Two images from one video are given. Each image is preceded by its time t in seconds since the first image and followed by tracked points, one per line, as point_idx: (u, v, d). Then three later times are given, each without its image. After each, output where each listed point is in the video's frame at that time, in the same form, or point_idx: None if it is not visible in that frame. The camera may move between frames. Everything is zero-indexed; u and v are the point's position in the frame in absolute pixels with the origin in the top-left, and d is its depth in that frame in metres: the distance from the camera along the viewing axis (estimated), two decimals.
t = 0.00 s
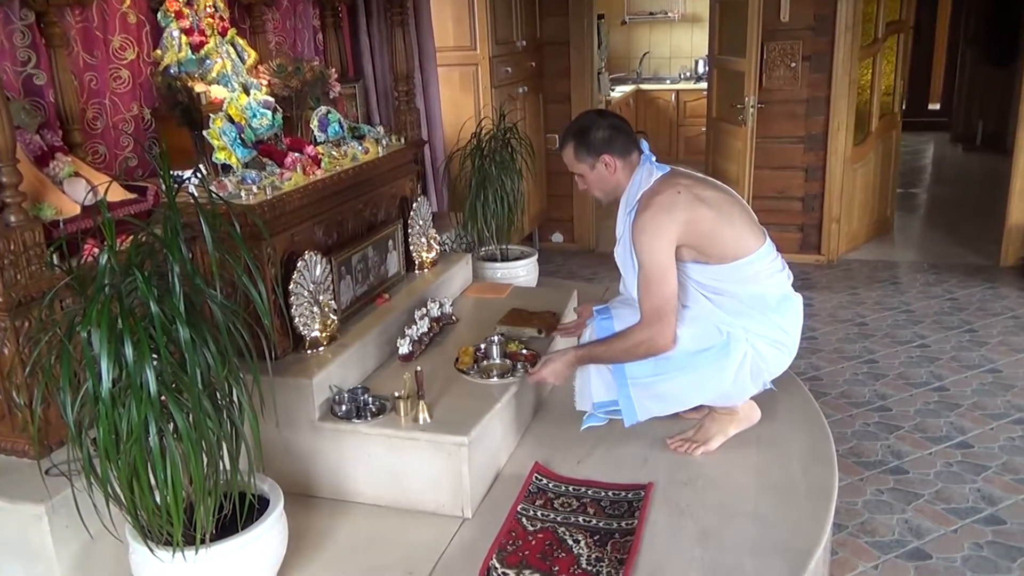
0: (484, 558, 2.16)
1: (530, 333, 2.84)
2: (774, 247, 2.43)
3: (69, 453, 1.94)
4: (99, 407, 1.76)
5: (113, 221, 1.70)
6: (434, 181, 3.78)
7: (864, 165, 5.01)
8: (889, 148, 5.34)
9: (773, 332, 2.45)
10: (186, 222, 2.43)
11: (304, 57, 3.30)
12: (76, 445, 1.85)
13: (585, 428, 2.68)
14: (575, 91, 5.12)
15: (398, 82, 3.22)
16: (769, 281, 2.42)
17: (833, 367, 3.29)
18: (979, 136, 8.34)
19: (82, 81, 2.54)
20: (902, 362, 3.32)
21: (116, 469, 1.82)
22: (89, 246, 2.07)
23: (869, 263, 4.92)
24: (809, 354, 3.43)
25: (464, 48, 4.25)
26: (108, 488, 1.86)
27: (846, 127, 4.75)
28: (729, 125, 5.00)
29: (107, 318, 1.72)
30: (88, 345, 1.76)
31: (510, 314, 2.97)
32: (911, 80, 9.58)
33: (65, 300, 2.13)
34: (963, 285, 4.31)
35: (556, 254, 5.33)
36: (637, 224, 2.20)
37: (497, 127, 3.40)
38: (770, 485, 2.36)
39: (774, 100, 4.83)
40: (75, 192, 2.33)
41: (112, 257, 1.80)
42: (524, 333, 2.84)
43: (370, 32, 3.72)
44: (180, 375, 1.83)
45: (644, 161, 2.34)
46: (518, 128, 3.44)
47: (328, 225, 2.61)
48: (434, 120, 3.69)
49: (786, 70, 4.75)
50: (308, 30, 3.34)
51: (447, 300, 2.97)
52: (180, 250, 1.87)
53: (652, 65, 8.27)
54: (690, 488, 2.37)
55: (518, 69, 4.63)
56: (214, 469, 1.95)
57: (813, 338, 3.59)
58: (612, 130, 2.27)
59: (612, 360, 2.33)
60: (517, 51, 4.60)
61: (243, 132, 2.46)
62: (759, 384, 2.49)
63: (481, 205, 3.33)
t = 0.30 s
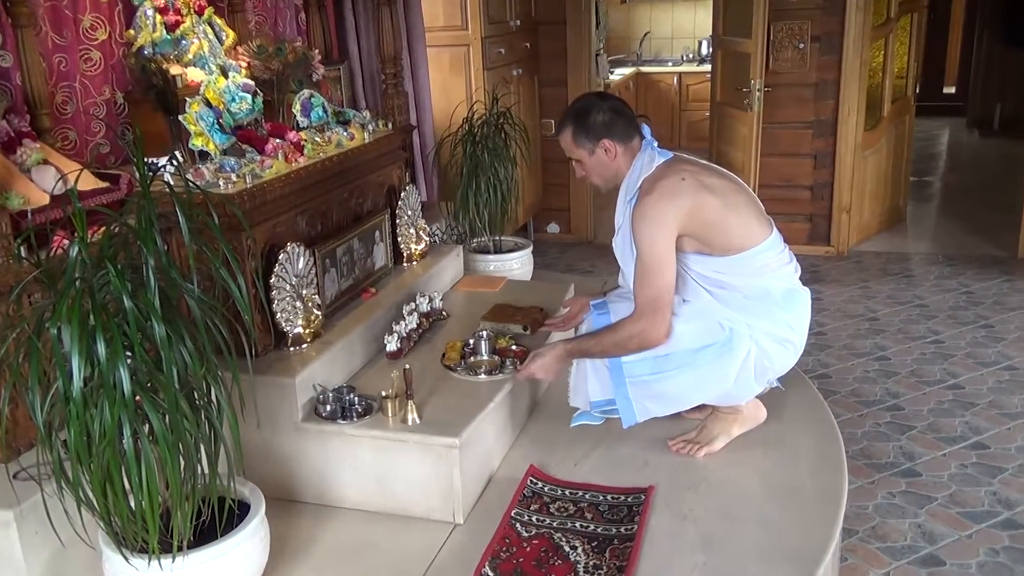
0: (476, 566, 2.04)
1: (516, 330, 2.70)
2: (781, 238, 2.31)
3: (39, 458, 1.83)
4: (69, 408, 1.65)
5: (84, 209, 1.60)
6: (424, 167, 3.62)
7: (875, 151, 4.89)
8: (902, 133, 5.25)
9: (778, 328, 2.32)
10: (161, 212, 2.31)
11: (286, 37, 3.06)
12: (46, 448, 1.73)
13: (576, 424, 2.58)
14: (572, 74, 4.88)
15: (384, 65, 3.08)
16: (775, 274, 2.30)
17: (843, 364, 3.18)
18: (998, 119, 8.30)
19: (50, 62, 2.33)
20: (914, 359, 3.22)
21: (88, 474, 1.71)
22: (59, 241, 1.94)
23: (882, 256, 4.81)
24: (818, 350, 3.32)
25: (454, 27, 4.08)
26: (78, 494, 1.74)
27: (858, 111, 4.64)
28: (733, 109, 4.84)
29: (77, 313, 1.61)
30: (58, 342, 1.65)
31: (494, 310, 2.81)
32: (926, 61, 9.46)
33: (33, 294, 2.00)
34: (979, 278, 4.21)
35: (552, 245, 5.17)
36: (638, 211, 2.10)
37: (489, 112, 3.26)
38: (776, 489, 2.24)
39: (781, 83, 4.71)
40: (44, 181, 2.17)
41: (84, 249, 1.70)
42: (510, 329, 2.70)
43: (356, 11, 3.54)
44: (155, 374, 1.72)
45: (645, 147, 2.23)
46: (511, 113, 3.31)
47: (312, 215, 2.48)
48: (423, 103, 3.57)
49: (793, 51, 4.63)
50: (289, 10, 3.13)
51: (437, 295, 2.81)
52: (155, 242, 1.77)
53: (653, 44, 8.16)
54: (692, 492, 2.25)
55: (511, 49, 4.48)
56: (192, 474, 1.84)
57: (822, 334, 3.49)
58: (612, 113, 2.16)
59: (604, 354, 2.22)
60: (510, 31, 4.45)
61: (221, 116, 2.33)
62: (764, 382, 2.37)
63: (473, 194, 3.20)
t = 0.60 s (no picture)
0: None
1: (507, 329, 2.57)
2: (790, 233, 2.22)
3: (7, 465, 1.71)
4: (39, 412, 1.54)
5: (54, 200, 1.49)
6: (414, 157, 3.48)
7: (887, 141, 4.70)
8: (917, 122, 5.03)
9: (787, 326, 2.22)
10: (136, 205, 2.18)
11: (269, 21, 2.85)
12: (13, 455, 1.62)
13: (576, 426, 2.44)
14: (569, 60, 4.62)
15: (371, 49, 2.92)
16: (783, 270, 2.20)
17: (854, 365, 3.07)
18: (1016, 110, 8.17)
19: (19, 47, 2.19)
20: (929, 359, 3.11)
21: (59, 482, 1.59)
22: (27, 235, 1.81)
23: (894, 250, 4.61)
24: (828, 350, 3.21)
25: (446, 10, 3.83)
26: (49, 503, 1.63)
27: (868, 101, 4.45)
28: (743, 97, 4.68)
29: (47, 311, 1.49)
30: (27, 343, 1.54)
31: (485, 307, 2.69)
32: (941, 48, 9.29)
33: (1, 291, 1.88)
34: (997, 275, 4.09)
35: (549, 240, 4.90)
36: (641, 199, 2.01)
37: (483, 99, 3.13)
38: (784, 495, 2.13)
39: (789, 69, 4.53)
40: (12, 173, 2.05)
41: (54, 244, 1.59)
42: (499, 327, 2.57)
43: None
44: (130, 376, 1.61)
45: (649, 133, 2.14)
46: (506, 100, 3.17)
47: (296, 208, 2.35)
48: (412, 89, 3.43)
49: (802, 35, 4.44)
50: None
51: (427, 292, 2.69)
52: (130, 237, 1.65)
53: (655, 29, 8.03)
54: (695, 499, 2.14)
55: (504, 32, 4.20)
56: (170, 481, 1.73)
57: (832, 333, 3.37)
58: (616, 97, 2.07)
59: (595, 349, 2.11)
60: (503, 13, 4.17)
61: (199, 104, 2.21)
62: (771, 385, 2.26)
63: (465, 186, 3.07)
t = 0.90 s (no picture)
0: None
1: (500, 333, 2.46)
2: (801, 233, 2.11)
3: None
4: (8, 422, 1.43)
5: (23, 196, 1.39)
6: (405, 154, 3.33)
7: (903, 136, 4.49)
8: (931, 117, 4.78)
9: (798, 332, 2.11)
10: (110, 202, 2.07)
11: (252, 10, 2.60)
12: None
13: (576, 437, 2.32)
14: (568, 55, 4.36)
15: (359, 39, 2.82)
16: (794, 272, 2.10)
17: (866, 372, 2.97)
18: None
19: None
20: (946, 366, 3.01)
21: (29, 496, 1.48)
22: None
23: (910, 251, 4.45)
24: (839, 356, 3.11)
25: None
26: (18, 518, 1.52)
27: (883, 92, 4.25)
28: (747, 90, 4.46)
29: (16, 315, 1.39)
30: None
31: (476, 310, 2.57)
32: (959, 40, 9.10)
33: None
34: (1017, 277, 3.96)
35: (547, 240, 4.62)
36: (645, 193, 1.93)
37: (477, 92, 3.00)
38: (794, 509, 2.02)
39: (799, 61, 4.32)
40: None
41: (24, 244, 1.49)
42: (491, 331, 2.46)
43: None
44: (105, 383, 1.51)
45: (653, 126, 2.05)
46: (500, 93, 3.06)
47: (279, 206, 2.23)
48: (403, 83, 3.30)
49: (812, 25, 4.23)
50: None
51: (418, 295, 2.57)
52: (105, 237, 1.55)
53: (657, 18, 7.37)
54: (699, 512, 2.03)
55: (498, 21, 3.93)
56: (146, 494, 1.63)
57: (844, 339, 3.26)
58: (622, 86, 1.99)
59: (585, 350, 2.03)
60: None
61: (177, 96, 2.10)
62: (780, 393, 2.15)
63: (458, 184, 2.96)
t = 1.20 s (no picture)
0: None
1: (495, 345, 2.34)
2: (811, 239, 2.00)
3: None
4: None
5: None
6: (396, 157, 3.20)
7: (921, 136, 4.22)
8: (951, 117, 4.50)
9: (809, 343, 2.00)
10: (86, 206, 1.97)
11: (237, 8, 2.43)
12: None
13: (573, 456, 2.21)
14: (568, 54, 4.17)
15: (348, 35, 2.70)
16: (803, 280, 1.99)
17: (882, 387, 2.85)
18: None
19: None
20: (966, 380, 2.90)
21: None
22: None
23: (926, 260, 4.15)
24: (853, 369, 2.99)
25: None
26: None
27: (899, 90, 3.99)
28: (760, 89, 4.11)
29: None
30: None
31: (470, 320, 2.46)
32: (979, 37, 8.87)
33: None
34: None
35: (545, 247, 4.42)
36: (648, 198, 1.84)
37: (472, 92, 2.90)
38: (807, 531, 1.91)
39: (811, 58, 4.07)
40: None
41: None
42: (486, 343, 2.34)
43: None
44: (78, 398, 1.41)
45: (655, 127, 1.95)
46: (496, 92, 2.95)
47: (264, 211, 2.12)
48: (395, 83, 3.18)
49: (824, 21, 3.99)
50: None
51: (410, 304, 2.45)
52: (80, 243, 1.45)
53: (662, 14, 6.88)
54: (707, 534, 1.92)
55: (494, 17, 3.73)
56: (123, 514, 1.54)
57: (859, 351, 3.15)
58: (625, 84, 1.89)
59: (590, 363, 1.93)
60: None
61: (157, 96, 1.98)
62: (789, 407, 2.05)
63: (452, 187, 2.85)
